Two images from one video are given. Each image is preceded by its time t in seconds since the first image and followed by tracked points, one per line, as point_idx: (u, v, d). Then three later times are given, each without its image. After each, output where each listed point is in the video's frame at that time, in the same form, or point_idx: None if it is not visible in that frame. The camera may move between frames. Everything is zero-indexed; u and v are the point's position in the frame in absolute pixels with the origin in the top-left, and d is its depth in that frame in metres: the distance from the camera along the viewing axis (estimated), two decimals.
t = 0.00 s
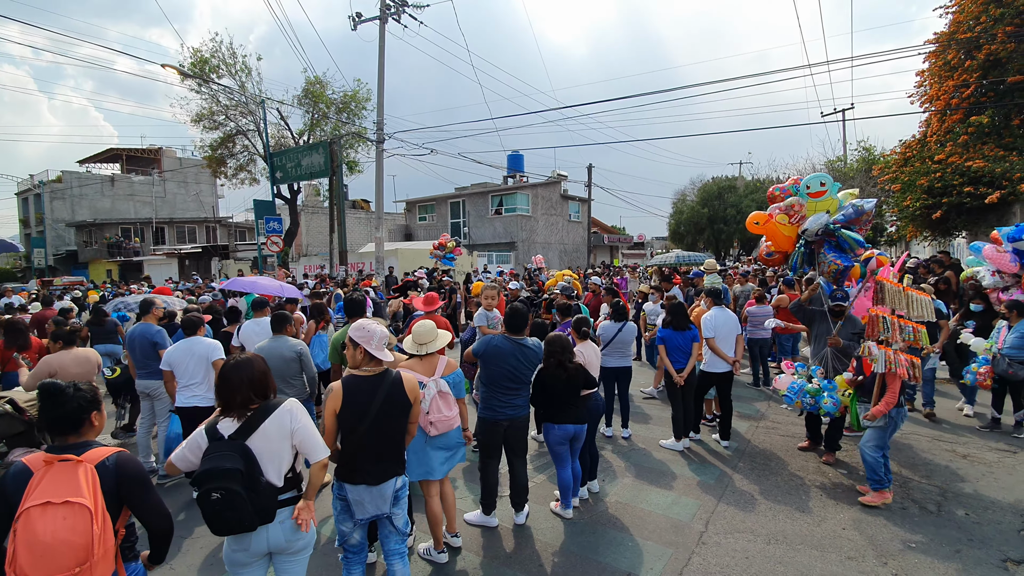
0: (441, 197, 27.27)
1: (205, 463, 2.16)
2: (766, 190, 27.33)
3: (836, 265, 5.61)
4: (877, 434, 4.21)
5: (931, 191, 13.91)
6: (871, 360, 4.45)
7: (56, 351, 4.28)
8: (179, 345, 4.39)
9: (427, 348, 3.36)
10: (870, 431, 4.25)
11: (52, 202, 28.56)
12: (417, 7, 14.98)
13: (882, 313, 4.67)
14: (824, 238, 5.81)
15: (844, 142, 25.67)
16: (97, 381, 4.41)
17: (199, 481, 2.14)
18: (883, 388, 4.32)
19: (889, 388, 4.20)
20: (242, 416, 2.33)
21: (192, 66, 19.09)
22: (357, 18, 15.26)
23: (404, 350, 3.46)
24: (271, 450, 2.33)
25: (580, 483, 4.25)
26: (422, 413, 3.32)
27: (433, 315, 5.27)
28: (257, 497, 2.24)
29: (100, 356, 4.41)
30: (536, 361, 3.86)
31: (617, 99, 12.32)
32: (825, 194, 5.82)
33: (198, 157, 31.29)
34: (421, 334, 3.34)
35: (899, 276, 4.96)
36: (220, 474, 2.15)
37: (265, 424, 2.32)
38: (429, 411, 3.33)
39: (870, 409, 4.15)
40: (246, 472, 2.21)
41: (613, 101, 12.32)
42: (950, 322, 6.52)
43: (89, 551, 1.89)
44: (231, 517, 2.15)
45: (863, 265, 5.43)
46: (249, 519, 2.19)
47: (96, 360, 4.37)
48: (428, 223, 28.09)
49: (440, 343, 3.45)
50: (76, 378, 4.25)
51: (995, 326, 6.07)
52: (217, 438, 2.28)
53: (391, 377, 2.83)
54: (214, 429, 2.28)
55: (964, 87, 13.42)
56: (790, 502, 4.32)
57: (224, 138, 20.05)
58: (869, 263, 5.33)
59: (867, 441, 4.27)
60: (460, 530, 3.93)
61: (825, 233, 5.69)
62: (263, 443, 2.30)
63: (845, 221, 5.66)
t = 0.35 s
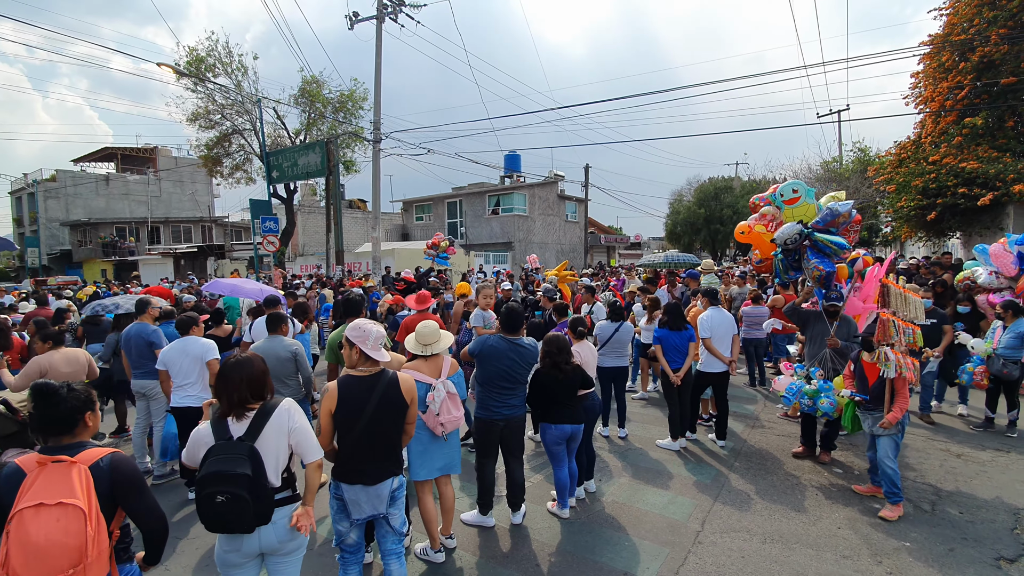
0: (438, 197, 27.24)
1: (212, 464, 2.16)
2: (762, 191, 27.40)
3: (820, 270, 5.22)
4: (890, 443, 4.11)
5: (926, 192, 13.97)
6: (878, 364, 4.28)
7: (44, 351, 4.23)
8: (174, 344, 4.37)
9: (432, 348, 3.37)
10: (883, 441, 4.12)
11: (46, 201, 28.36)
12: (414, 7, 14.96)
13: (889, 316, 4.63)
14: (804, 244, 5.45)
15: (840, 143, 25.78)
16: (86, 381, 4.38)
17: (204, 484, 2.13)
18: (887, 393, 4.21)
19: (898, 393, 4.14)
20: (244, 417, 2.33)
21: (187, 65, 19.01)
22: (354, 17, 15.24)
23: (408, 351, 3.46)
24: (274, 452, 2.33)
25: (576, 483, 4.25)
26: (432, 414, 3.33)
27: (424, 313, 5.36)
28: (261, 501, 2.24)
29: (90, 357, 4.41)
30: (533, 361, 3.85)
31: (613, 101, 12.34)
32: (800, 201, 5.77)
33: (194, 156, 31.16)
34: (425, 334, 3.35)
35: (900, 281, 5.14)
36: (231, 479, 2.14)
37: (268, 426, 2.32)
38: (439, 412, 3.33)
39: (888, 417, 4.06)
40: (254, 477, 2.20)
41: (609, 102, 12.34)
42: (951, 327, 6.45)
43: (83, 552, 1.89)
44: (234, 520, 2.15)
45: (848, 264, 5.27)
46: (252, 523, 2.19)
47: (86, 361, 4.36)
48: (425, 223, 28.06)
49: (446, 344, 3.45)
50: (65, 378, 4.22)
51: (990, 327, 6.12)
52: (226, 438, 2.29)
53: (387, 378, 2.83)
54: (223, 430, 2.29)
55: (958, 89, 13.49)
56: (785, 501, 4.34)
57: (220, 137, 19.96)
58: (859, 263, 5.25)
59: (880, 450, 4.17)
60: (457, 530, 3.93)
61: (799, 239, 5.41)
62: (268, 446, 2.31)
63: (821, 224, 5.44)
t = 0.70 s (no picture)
0: (436, 197, 27.23)
1: (195, 462, 2.16)
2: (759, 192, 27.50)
3: (806, 279, 5.32)
4: (898, 450, 4.03)
5: (921, 193, 14.03)
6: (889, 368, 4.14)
7: (34, 352, 4.20)
8: (170, 344, 4.36)
9: (435, 348, 3.38)
10: (888, 448, 4.05)
11: (41, 201, 28.21)
12: (412, 6, 14.94)
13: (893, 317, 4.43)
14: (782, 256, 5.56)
15: (836, 144, 25.88)
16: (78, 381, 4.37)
17: (186, 481, 2.13)
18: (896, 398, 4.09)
19: (910, 398, 4.04)
20: (236, 417, 2.33)
21: (184, 65, 18.96)
22: (351, 17, 15.21)
23: (410, 351, 3.46)
24: (260, 454, 2.32)
25: (573, 483, 4.25)
26: (434, 413, 3.33)
27: (406, 312, 5.46)
28: (241, 504, 2.21)
29: (81, 358, 4.39)
30: (531, 361, 3.85)
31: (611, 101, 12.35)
32: (766, 219, 5.77)
33: (190, 155, 31.10)
34: (427, 335, 3.36)
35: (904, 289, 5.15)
36: (208, 477, 2.13)
37: (257, 428, 2.32)
38: (441, 411, 3.33)
39: (904, 426, 3.94)
40: (233, 476, 2.18)
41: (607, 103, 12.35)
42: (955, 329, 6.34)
43: (77, 553, 1.88)
44: (214, 520, 2.14)
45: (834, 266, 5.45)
46: (229, 524, 2.17)
47: (77, 361, 4.35)
48: (422, 223, 28.04)
49: (448, 344, 3.45)
50: (56, 378, 4.21)
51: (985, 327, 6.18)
52: (214, 437, 2.29)
53: (383, 379, 2.82)
54: (210, 429, 2.31)
55: (954, 91, 13.54)
56: (781, 501, 4.35)
57: (217, 136, 19.90)
58: (844, 264, 5.44)
59: (884, 457, 4.06)
60: (453, 530, 3.93)
61: (775, 252, 5.47)
62: (253, 448, 2.31)
63: (791, 234, 5.48)
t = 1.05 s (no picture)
0: (433, 197, 27.21)
1: (198, 465, 2.15)
2: (756, 192, 27.59)
3: (791, 285, 5.43)
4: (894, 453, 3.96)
5: (917, 194, 14.08)
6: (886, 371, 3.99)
7: (26, 353, 4.18)
8: (167, 343, 4.35)
9: (436, 348, 3.38)
10: (887, 450, 3.97)
11: (37, 200, 28.05)
12: (409, 6, 14.94)
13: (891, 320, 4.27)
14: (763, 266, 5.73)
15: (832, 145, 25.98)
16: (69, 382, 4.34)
17: (188, 485, 2.12)
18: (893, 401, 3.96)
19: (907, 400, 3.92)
20: (236, 417, 2.32)
21: (180, 64, 18.91)
22: (348, 16, 15.19)
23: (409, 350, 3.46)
24: (261, 457, 2.32)
25: (570, 483, 4.26)
26: (434, 412, 3.33)
27: (398, 312, 5.57)
28: (245, 505, 2.22)
29: (74, 359, 4.36)
30: (528, 361, 3.85)
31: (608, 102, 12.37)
32: (735, 236, 5.99)
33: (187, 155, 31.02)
34: (428, 334, 3.36)
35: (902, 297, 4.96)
36: (212, 480, 2.12)
37: (258, 429, 2.31)
38: (440, 410, 3.33)
39: (907, 430, 3.81)
40: (238, 479, 2.18)
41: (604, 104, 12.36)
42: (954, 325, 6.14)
43: (70, 555, 1.87)
44: (217, 522, 2.13)
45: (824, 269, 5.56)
46: (235, 527, 2.17)
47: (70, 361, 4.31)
48: (420, 223, 28.04)
49: (447, 344, 3.45)
50: (48, 378, 4.18)
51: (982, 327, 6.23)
52: (215, 439, 2.28)
53: (379, 379, 2.82)
54: (211, 431, 2.29)
55: (949, 93, 13.60)
56: (777, 501, 4.37)
57: (213, 135, 19.84)
58: (832, 266, 5.51)
59: (883, 459, 3.98)
60: (450, 530, 3.93)
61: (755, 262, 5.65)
62: (255, 451, 2.30)
63: (764, 243, 5.74)
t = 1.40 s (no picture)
0: (432, 198, 27.21)
1: (195, 464, 2.14)
2: (754, 193, 27.67)
3: (797, 265, 5.42)
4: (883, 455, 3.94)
5: (914, 195, 14.12)
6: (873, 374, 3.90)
7: (22, 353, 4.18)
8: (164, 344, 4.34)
9: (434, 349, 3.38)
10: (876, 454, 3.90)
11: (34, 199, 27.94)
12: (408, 6, 14.94)
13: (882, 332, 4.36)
14: (761, 257, 5.74)
15: (830, 146, 26.05)
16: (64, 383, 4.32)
17: (184, 483, 2.11)
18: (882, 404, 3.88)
19: (894, 403, 3.87)
20: (234, 416, 2.32)
21: (178, 63, 18.87)
22: (347, 16, 15.18)
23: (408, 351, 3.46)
24: (258, 456, 2.32)
25: (569, 483, 4.26)
26: (433, 413, 3.33)
27: (401, 310, 5.58)
28: (241, 504, 2.21)
29: (69, 359, 4.34)
30: (527, 362, 3.85)
31: (606, 103, 12.40)
32: (725, 237, 6.19)
33: (185, 155, 30.97)
34: (427, 334, 3.36)
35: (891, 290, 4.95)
36: (208, 477, 2.12)
37: (255, 428, 2.31)
38: (440, 411, 3.33)
39: (897, 433, 3.78)
40: (234, 478, 2.17)
41: (603, 104, 12.41)
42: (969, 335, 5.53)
43: (66, 556, 1.87)
44: (214, 521, 2.12)
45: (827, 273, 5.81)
46: (231, 526, 2.16)
47: (64, 362, 4.29)
48: (418, 223, 28.03)
49: (446, 344, 3.45)
50: (42, 379, 4.17)
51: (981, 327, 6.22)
52: (213, 438, 2.28)
53: (380, 378, 2.83)
54: (208, 430, 2.29)
55: (946, 94, 13.63)
56: (776, 501, 4.37)
57: (211, 135, 19.79)
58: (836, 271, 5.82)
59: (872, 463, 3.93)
60: (449, 531, 3.93)
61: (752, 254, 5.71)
62: (252, 450, 2.30)
63: (758, 237, 5.90)
